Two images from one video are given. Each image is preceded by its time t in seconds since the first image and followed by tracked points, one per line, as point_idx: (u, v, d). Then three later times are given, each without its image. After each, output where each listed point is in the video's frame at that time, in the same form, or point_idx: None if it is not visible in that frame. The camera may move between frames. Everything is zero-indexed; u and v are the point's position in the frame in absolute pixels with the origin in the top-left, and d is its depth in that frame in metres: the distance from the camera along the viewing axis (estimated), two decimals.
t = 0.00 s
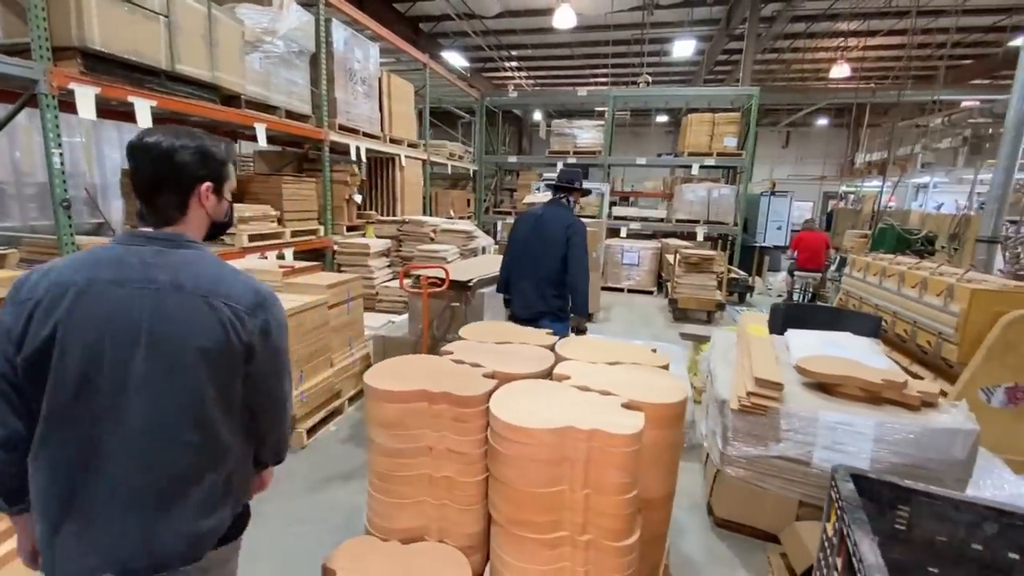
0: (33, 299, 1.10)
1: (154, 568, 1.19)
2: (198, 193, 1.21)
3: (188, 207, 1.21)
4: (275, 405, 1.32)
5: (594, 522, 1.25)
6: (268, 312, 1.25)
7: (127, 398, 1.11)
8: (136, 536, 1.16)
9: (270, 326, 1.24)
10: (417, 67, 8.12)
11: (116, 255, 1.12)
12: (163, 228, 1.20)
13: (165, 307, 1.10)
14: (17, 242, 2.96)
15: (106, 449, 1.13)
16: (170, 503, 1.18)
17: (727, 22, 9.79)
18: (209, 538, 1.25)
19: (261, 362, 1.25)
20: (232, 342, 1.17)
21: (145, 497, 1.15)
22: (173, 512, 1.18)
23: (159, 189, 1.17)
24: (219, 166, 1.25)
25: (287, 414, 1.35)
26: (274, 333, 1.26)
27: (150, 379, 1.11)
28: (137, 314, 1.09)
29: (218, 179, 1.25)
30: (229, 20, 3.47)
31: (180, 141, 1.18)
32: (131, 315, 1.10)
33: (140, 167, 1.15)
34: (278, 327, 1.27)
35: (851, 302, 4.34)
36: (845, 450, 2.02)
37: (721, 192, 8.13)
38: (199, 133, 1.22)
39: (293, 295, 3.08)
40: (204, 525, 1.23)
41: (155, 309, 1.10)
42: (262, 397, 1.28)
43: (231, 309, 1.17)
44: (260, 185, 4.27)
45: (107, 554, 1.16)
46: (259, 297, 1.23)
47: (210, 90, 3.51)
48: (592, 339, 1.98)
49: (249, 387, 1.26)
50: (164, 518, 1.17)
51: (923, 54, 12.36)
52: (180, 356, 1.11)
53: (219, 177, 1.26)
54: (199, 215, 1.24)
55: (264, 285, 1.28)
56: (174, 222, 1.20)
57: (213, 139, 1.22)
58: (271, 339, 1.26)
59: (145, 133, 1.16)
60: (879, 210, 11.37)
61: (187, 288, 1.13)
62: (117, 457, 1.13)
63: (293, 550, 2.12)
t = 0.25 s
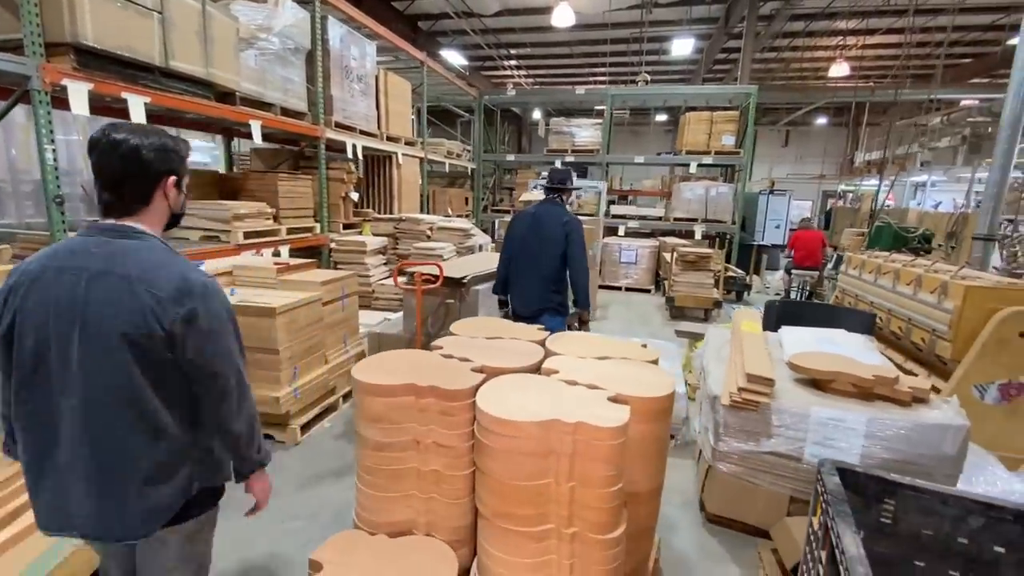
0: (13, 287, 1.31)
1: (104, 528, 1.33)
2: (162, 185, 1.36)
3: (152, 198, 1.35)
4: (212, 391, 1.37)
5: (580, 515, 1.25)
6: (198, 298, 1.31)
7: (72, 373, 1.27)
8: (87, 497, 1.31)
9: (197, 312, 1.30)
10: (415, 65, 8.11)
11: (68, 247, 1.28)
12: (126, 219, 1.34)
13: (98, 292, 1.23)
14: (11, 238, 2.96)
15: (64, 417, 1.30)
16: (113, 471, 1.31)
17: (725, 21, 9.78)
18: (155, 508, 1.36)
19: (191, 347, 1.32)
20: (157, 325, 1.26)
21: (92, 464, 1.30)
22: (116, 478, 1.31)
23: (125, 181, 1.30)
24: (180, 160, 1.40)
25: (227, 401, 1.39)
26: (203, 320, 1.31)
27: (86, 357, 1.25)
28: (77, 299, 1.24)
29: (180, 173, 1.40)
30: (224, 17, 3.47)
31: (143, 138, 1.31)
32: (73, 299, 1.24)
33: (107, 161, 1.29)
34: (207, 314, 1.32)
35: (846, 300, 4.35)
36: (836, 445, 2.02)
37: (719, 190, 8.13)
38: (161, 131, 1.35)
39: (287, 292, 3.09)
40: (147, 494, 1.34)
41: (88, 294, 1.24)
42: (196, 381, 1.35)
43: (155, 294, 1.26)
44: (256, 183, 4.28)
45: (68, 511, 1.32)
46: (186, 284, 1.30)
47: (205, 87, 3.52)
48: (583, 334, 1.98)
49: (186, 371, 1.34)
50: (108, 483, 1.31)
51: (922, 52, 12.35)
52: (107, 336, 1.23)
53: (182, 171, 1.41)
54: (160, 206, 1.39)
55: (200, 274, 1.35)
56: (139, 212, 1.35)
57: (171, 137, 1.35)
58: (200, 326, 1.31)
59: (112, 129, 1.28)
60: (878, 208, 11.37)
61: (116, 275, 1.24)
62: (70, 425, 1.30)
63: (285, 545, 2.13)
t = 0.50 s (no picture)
0: None
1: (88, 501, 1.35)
2: (126, 167, 1.35)
3: (115, 179, 1.33)
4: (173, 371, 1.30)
5: (580, 514, 1.21)
6: (155, 273, 1.27)
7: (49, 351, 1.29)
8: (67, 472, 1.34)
9: (154, 287, 1.27)
10: (414, 62, 8.07)
11: (38, 227, 1.29)
12: (90, 202, 1.32)
13: (62, 271, 1.24)
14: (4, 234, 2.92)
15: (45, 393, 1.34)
16: (91, 446, 1.32)
17: (726, 18, 9.75)
18: (135, 481, 1.38)
19: (157, 325, 1.29)
20: (115, 300, 1.25)
21: (70, 436, 1.32)
22: (92, 454, 1.33)
23: (88, 163, 1.28)
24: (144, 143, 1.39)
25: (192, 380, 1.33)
26: (161, 295, 1.28)
27: (55, 335, 1.26)
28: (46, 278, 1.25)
29: (144, 155, 1.39)
30: (220, 10, 3.43)
31: (105, 120, 1.29)
32: (42, 279, 1.25)
33: (67, 144, 1.26)
34: (164, 288, 1.28)
35: (848, 297, 4.32)
36: (841, 444, 1.99)
37: (720, 187, 8.08)
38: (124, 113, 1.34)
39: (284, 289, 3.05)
40: (124, 469, 1.35)
41: (54, 273, 1.24)
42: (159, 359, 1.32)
43: (113, 270, 1.24)
44: (253, 179, 4.24)
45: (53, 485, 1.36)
46: (143, 260, 1.27)
47: (201, 81, 3.48)
48: (583, 330, 1.94)
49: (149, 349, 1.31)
50: (87, 457, 1.33)
51: (924, 51, 12.31)
52: (71, 313, 1.24)
53: (146, 154, 1.40)
54: (125, 186, 1.36)
55: (160, 250, 1.31)
56: (102, 194, 1.33)
57: (131, 116, 1.33)
58: (158, 301, 1.27)
59: (72, 112, 1.26)
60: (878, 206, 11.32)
61: (76, 253, 1.24)
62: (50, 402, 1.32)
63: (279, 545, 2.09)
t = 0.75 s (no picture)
0: None
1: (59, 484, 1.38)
2: (92, 151, 1.35)
3: (82, 163, 1.34)
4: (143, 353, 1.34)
5: (594, 532, 1.11)
6: (122, 259, 1.30)
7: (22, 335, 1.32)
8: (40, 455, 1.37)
9: (121, 273, 1.30)
10: (414, 58, 7.97)
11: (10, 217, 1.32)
12: (61, 187, 1.34)
13: (31, 256, 1.27)
14: None
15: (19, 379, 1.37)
16: (62, 428, 1.35)
17: (730, 15, 9.63)
18: (109, 464, 1.41)
19: (123, 310, 1.32)
20: (83, 285, 1.28)
21: (43, 420, 1.35)
22: (63, 437, 1.35)
23: (54, 147, 1.30)
24: (111, 128, 1.40)
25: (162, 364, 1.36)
26: (127, 280, 1.30)
27: (27, 319, 1.30)
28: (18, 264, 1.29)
29: (111, 140, 1.40)
30: None
31: (68, 104, 1.31)
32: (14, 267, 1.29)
33: (32, 127, 1.28)
34: (129, 275, 1.30)
35: (859, 296, 4.21)
36: (863, 450, 1.88)
37: (725, 185, 7.97)
38: (89, 98, 1.35)
39: (279, 287, 2.95)
40: (97, 451, 1.39)
41: (25, 260, 1.28)
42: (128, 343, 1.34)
43: (80, 255, 1.27)
44: (249, 175, 4.14)
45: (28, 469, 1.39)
46: (111, 246, 1.29)
47: (195, 73, 3.38)
48: (593, 330, 1.85)
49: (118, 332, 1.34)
50: (57, 441, 1.35)
51: (929, 48, 12.18)
52: (42, 297, 1.28)
53: (114, 139, 1.41)
54: (93, 171, 1.37)
55: (128, 236, 1.34)
56: (70, 178, 1.34)
57: (95, 100, 1.34)
58: (125, 285, 1.30)
59: (37, 95, 1.28)
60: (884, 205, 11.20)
61: (44, 238, 1.27)
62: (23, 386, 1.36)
63: (271, 555, 2.00)
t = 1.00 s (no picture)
0: None
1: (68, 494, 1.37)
2: (114, 167, 1.38)
3: (105, 179, 1.37)
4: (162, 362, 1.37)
5: (611, 563, 1.03)
6: (142, 271, 1.33)
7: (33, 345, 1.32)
8: (47, 466, 1.35)
9: (141, 285, 1.32)
10: (415, 57, 7.89)
11: (27, 228, 1.33)
12: (82, 201, 1.36)
13: (50, 267, 1.28)
14: None
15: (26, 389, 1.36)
16: (73, 437, 1.35)
17: (733, 14, 9.55)
18: (120, 472, 1.41)
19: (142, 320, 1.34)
20: (104, 296, 1.30)
21: (52, 432, 1.34)
22: (75, 446, 1.35)
23: (78, 163, 1.32)
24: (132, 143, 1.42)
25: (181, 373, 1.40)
26: (148, 291, 1.33)
27: (43, 330, 1.30)
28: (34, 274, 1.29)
29: (132, 155, 1.43)
30: None
31: (93, 121, 1.33)
32: (29, 277, 1.29)
33: (55, 144, 1.30)
34: (150, 287, 1.33)
35: (869, 299, 4.13)
36: (884, 465, 1.80)
37: (729, 185, 7.89)
38: (113, 114, 1.37)
39: (277, 291, 2.87)
40: (110, 460, 1.39)
41: (44, 271, 1.29)
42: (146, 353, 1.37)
43: (101, 267, 1.29)
44: (247, 176, 4.05)
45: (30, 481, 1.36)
46: (131, 258, 1.32)
47: (191, 72, 3.30)
48: (604, 340, 1.77)
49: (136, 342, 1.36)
50: (69, 450, 1.35)
51: (933, 48, 12.10)
52: (61, 308, 1.29)
53: (135, 154, 1.44)
54: (114, 186, 1.40)
55: (146, 248, 1.36)
56: (92, 193, 1.37)
57: (118, 116, 1.36)
58: (146, 297, 1.33)
59: (60, 112, 1.29)
60: (888, 205, 11.10)
61: (63, 250, 1.28)
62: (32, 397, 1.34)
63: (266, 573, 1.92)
